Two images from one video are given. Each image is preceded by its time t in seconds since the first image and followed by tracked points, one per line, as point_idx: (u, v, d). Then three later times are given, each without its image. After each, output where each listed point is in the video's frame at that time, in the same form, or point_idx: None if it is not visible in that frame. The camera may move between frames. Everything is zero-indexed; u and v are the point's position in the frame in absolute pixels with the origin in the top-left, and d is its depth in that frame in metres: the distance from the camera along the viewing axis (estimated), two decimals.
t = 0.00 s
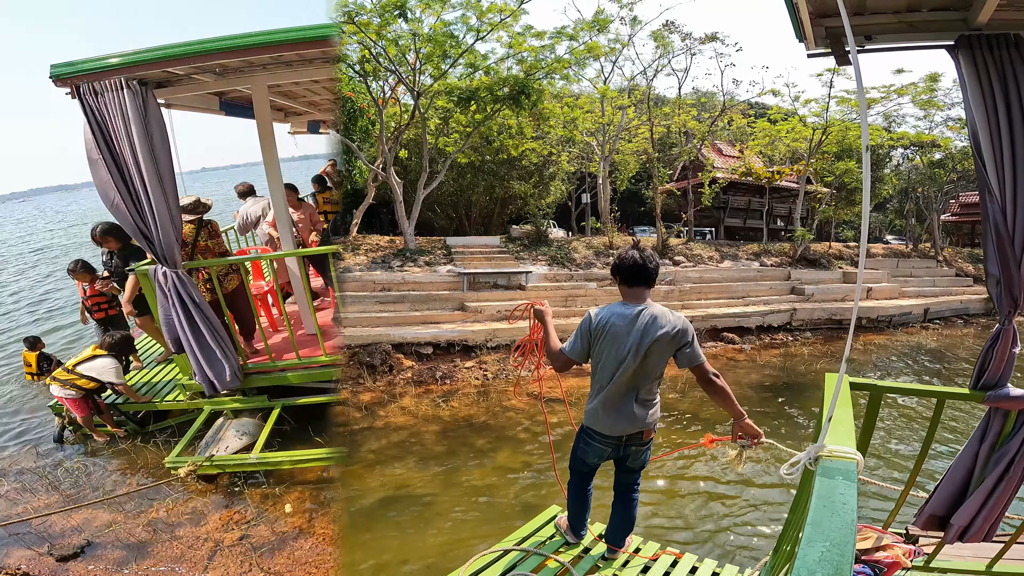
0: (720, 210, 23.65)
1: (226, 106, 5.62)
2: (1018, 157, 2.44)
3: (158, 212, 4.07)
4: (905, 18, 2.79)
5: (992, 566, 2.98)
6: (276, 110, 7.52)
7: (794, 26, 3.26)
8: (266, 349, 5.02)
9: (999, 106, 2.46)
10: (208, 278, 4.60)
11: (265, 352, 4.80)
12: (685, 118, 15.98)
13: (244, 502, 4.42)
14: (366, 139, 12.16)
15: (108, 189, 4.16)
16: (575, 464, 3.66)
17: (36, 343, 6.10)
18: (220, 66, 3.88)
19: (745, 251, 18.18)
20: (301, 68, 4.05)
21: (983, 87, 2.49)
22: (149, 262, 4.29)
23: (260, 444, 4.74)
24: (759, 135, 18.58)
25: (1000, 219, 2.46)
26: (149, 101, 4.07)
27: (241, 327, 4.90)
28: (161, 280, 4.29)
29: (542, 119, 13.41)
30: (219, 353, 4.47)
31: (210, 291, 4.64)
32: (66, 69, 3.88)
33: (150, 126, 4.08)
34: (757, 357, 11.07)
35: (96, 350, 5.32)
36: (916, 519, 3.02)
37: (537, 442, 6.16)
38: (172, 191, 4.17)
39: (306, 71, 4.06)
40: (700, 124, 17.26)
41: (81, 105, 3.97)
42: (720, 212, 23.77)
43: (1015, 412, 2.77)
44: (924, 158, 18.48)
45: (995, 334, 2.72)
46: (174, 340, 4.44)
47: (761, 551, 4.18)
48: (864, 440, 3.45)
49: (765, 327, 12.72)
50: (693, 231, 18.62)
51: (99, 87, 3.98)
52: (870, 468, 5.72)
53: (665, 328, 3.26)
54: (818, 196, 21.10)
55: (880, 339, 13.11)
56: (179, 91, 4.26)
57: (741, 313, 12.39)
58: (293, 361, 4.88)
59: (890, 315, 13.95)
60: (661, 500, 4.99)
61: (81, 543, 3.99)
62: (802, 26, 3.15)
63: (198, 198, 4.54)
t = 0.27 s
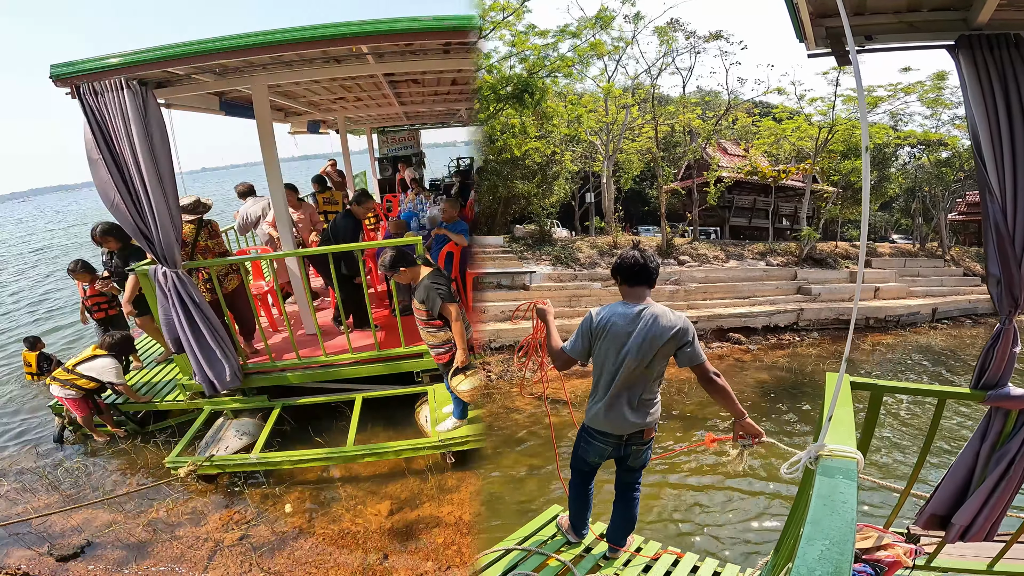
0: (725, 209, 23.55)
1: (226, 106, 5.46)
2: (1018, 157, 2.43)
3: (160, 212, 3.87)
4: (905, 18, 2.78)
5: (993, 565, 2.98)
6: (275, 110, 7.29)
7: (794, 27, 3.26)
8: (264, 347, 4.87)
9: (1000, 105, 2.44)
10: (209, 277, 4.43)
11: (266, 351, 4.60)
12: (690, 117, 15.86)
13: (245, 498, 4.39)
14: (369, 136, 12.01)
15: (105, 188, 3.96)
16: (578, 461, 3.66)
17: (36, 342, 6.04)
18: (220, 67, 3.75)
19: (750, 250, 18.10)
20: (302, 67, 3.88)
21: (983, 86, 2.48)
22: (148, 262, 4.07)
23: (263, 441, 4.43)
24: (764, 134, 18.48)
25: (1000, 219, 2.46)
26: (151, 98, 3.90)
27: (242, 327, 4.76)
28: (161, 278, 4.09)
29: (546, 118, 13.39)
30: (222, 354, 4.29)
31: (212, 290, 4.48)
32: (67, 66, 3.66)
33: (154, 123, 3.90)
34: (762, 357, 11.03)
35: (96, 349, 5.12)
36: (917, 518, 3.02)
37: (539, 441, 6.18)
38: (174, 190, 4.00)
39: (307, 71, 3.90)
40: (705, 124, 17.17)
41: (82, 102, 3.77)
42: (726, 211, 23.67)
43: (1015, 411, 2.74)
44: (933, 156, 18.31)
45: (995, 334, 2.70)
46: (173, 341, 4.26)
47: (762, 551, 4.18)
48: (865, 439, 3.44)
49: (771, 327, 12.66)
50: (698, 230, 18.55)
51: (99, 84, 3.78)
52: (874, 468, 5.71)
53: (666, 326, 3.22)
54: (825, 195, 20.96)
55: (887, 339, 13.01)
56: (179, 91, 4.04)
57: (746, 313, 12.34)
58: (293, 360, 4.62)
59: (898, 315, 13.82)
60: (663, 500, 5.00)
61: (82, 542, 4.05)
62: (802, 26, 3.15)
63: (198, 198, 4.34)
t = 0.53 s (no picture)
0: (730, 209, 23.41)
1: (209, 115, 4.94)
2: (1019, 154, 2.38)
3: (142, 224, 3.33)
4: (906, 17, 2.73)
5: (995, 564, 2.92)
6: (262, 120, 6.81)
7: (793, 27, 3.21)
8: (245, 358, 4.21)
9: (1001, 107, 2.39)
10: (190, 288, 3.84)
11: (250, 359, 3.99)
12: (694, 117, 15.76)
13: (230, 506, 3.61)
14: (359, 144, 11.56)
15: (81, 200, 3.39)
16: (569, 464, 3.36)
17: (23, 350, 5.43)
18: (206, 75, 3.30)
19: (756, 250, 17.94)
20: (289, 77, 3.53)
21: (984, 87, 2.42)
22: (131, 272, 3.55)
23: (250, 449, 3.63)
24: (770, 133, 18.34)
25: (1001, 217, 2.47)
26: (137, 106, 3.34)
27: (225, 340, 4.14)
28: (143, 290, 3.53)
29: (550, 119, 13.35)
30: (205, 364, 3.67)
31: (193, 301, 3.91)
32: (50, 72, 3.12)
33: (140, 133, 3.34)
34: (768, 358, 10.92)
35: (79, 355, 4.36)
36: (919, 519, 3.00)
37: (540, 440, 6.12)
38: (160, 204, 3.44)
39: (294, 81, 3.54)
40: (709, 123, 17.05)
41: (62, 111, 3.20)
42: (731, 211, 23.51)
43: (1017, 411, 2.68)
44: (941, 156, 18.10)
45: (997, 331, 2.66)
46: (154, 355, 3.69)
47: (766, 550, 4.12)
48: (867, 436, 3.39)
49: (778, 327, 12.53)
50: (703, 230, 18.41)
51: (83, 91, 3.21)
52: (879, 468, 5.65)
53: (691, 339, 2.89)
54: (831, 194, 20.78)
55: (895, 339, 12.86)
56: (164, 101, 3.54)
57: (753, 313, 12.23)
58: (281, 368, 3.95)
59: (906, 315, 13.65)
60: (663, 500, 4.93)
61: (65, 552, 3.37)
62: (802, 27, 3.11)
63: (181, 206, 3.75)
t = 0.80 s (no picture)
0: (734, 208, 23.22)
1: (193, 125, 4.80)
2: (1019, 152, 2.35)
3: (120, 239, 3.08)
4: (906, 17, 2.63)
5: (996, 564, 2.89)
6: (244, 131, 6.56)
7: (793, 26, 3.18)
8: (230, 369, 4.00)
9: (1001, 104, 2.37)
10: (172, 300, 3.61)
11: (233, 371, 3.71)
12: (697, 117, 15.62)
13: (213, 518, 3.25)
14: (350, 153, 11.33)
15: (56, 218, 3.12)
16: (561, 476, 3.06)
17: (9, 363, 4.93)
18: (186, 88, 3.16)
19: (761, 250, 17.77)
20: (271, 90, 3.45)
21: (984, 84, 2.39)
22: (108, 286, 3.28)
23: (232, 460, 3.30)
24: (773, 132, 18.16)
25: (1002, 217, 2.41)
26: (116, 119, 3.12)
27: (209, 355, 3.93)
28: (120, 304, 3.23)
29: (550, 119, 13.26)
30: (187, 376, 3.39)
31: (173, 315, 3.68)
32: (33, 85, 2.92)
33: (121, 146, 3.10)
34: (772, 360, 10.80)
35: (64, 370, 3.79)
36: (920, 519, 2.95)
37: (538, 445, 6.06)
38: (142, 218, 3.18)
39: (276, 94, 3.46)
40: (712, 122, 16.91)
41: (41, 127, 2.97)
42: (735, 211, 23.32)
43: (1018, 411, 2.64)
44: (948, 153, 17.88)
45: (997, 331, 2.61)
46: (133, 372, 3.40)
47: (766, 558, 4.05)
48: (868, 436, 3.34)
49: (782, 328, 12.39)
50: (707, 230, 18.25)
51: (62, 105, 2.99)
52: (883, 471, 5.57)
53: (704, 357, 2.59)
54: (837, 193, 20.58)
55: (902, 340, 12.70)
56: (143, 115, 3.38)
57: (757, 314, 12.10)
58: (264, 381, 3.67)
59: (914, 315, 13.46)
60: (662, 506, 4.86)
61: (46, 562, 2.98)
62: (803, 26, 3.07)
63: (162, 220, 3.57)
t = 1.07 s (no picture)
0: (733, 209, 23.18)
1: (185, 126, 4.80)
2: (1018, 148, 2.35)
3: (108, 238, 3.08)
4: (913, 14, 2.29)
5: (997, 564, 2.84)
6: (236, 132, 6.53)
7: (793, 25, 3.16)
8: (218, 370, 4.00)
9: (1000, 101, 2.37)
10: (159, 301, 3.62)
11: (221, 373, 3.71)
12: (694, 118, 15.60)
13: (202, 521, 3.23)
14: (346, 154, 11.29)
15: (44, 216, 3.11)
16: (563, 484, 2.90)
17: None
18: (177, 89, 3.17)
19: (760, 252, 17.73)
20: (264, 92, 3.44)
21: (984, 79, 2.37)
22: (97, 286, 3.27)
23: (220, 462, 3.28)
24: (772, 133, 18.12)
25: (1004, 216, 2.40)
26: (105, 119, 3.12)
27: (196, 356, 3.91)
28: (107, 304, 3.22)
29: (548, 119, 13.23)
30: (174, 376, 3.38)
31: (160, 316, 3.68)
32: (22, 83, 2.89)
33: (110, 146, 3.11)
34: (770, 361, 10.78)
35: (44, 384, 3.64)
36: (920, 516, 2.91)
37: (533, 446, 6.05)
38: (131, 218, 3.19)
39: (269, 96, 3.46)
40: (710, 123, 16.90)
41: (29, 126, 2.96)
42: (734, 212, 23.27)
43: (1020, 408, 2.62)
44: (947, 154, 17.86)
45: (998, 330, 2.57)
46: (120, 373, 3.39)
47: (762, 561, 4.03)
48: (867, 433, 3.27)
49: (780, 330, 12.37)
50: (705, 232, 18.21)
51: (51, 103, 2.97)
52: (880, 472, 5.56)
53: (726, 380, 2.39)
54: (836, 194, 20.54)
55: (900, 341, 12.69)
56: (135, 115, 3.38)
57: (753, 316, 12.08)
58: (252, 383, 3.67)
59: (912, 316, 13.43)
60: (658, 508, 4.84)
61: (26, 564, 2.97)
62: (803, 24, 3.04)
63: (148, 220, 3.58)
